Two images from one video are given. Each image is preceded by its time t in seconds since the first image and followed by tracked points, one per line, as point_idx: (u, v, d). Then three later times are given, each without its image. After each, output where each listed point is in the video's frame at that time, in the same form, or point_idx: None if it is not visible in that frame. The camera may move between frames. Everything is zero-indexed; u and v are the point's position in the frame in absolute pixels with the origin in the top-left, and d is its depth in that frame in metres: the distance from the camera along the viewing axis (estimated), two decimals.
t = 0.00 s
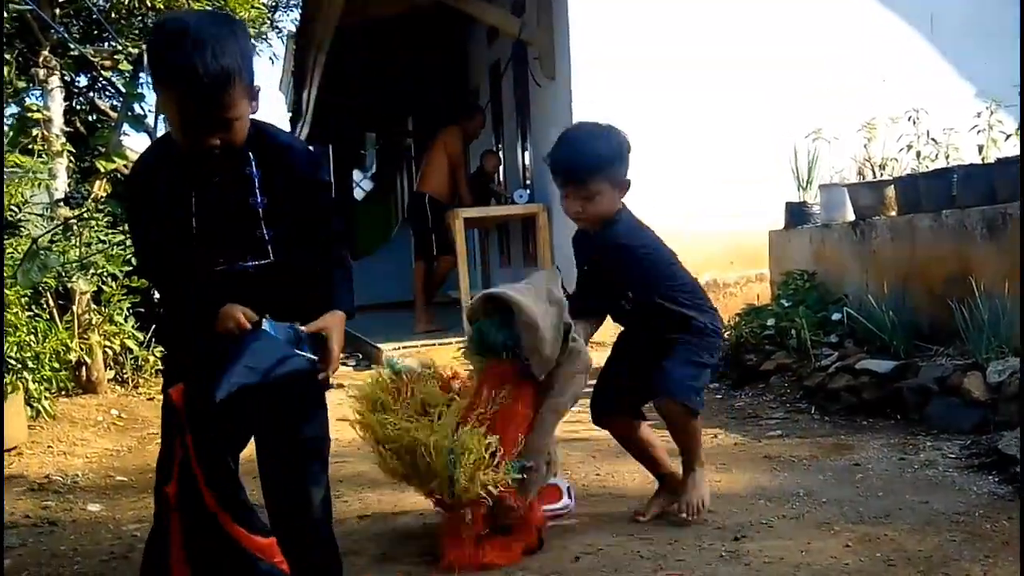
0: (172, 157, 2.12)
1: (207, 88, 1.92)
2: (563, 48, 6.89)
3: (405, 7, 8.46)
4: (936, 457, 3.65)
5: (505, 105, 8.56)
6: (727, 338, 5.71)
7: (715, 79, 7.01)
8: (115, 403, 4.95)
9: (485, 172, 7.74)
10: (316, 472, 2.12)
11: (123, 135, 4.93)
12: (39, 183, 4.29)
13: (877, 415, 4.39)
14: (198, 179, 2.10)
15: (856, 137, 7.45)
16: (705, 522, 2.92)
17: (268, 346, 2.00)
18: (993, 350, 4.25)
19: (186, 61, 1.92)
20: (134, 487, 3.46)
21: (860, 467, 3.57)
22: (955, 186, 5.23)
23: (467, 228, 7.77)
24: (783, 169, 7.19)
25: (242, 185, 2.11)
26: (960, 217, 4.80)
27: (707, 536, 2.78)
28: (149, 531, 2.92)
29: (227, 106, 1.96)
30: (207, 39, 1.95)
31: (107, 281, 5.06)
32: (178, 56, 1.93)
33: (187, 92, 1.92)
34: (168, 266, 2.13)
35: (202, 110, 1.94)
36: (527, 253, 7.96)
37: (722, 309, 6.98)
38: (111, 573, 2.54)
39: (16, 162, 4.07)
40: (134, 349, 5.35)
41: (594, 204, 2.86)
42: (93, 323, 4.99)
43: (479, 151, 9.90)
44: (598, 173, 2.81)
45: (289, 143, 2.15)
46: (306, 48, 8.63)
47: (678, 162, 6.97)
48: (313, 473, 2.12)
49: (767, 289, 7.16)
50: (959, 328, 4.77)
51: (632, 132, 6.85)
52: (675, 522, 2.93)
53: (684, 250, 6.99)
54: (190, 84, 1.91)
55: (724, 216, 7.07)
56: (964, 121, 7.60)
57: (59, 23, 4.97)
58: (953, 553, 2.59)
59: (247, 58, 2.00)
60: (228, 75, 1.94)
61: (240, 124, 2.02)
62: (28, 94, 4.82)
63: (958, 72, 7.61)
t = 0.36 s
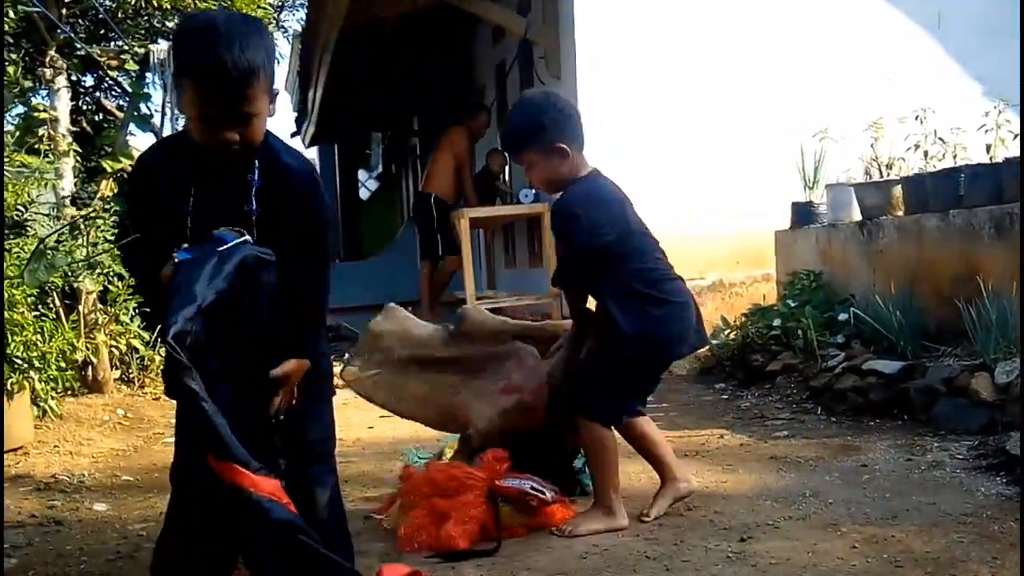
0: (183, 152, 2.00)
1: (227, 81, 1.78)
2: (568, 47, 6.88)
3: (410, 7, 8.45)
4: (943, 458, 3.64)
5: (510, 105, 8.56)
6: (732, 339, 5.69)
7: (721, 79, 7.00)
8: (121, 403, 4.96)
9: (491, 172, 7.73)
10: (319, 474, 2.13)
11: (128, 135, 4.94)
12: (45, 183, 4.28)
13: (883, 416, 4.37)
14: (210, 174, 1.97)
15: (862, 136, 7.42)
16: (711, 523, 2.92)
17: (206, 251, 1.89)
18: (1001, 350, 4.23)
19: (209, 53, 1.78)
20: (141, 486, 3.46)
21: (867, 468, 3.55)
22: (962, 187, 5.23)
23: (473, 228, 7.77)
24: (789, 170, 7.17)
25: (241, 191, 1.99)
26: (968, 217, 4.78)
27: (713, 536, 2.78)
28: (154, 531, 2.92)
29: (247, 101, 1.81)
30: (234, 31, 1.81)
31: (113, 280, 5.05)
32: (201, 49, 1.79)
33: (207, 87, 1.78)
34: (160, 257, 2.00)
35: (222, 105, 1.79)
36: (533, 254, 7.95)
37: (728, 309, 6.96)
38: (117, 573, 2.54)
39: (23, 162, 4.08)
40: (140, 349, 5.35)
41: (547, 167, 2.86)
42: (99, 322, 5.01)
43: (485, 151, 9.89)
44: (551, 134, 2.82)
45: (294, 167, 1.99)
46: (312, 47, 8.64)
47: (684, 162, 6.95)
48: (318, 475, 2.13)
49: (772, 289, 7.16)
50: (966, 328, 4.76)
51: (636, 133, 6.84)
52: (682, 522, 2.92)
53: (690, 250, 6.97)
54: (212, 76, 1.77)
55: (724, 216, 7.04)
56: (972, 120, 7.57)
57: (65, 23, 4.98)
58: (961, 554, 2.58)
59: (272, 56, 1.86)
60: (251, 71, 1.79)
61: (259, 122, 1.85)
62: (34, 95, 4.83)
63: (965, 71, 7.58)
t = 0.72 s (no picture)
0: (188, 145, 2.04)
1: (240, 52, 1.88)
2: (570, 48, 6.88)
3: (413, 8, 8.45)
4: (949, 458, 3.63)
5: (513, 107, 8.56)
6: (736, 339, 5.69)
7: (724, 80, 7.00)
8: (126, 405, 4.97)
9: (494, 173, 7.73)
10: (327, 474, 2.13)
11: (132, 137, 4.95)
12: (49, 188, 4.29)
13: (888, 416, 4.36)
14: (211, 155, 2.01)
15: (866, 136, 7.41)
16: (717, 523, 2.91)
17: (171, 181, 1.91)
18: (1005, 349, 4.23)
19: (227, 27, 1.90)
20: (145, 488, 3.47)
21: (872, 468, 3.55)
22: (965, 187, 5.24)
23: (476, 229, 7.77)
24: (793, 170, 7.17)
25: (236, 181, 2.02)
26: (972, 217, 4.78)
27: (718, 537, 2.77)
28: (159, 532, 2.94)
29: (256, 74, 1.89)
30: (254, 13, 1.93)
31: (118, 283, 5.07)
32: (219, 22, 1.91)
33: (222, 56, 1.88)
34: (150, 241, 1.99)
35: (234, 70, 1.88)
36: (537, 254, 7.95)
37: (732, 310, 6.88)
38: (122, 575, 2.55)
39: (26, 165, 4.09)
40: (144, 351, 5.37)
41: (533, 146, 2.89)
42: (103, 325, 5.01)
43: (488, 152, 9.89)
44: (534, 113, 2.86)
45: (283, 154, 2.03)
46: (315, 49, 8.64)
47: (687, 162, 6.95)
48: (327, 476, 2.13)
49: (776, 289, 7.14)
50: (970, 328, 4.76)
51: (640, 133, 6.84)
52: (687, 523, 2.92)
53: (693, 250, 6.96)
54: (227, 46, 1.88)
55: (724, 216, 7.03)
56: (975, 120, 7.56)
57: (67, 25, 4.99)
58: (967, 555, 2.57)
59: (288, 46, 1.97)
60: (263, 47, 1.90)
61: (265, 99, 1.93)
62: (37, 97, 4.83)
63: (969, 71, 7.57)
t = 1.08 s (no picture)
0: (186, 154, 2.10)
1: (208, 49, 1.92)
2: (572, 47, 6.88)
3: (414, 6, 8.45)
4: (952, 456, 3.62)
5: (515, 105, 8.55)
6: (738, 337, 5.69)
7: (726, 78, 7.00)
8: (128, 405, 4.98)
9: (496, 172, 7.73)
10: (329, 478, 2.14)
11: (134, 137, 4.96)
12: (51, 186, 4.28)
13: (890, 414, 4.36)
14: (212, 156, 2.06)
15: (868, 133, 7.40)
16: (720, 522, 2.90)
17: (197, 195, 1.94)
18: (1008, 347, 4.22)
19: (195, 31, 1.94)
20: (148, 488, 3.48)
21: (875, 466, 3.54)
22: (968, 184, 5.22)
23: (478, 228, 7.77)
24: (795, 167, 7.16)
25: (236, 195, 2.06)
26: (974, 215, 4.77)
27: (721, 536, 2.77)
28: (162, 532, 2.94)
29: (227, 72, 1.93)
30: (221, 11, 1.97)
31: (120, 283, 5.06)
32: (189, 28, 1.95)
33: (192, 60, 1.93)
34: (142, 244, 2.08)
35: (205, 69, 1.92)
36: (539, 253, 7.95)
37: (734, 308, 6.91)
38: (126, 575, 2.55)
39: (28, 166, 4.09)
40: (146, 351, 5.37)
41: (560, 153, 2.91)
42: (105, 325, 5.01)
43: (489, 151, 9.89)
44: (561, 120, 2.89)
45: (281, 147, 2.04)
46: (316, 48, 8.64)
47: (689, 160, 6.95)
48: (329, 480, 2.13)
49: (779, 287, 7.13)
50: (974, 325, 4.75)
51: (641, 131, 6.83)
52: (690, 522, 2.91)
53: (695, 248, 6.95)
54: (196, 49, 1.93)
55: (727, 214, 7.02)
56: (978, 117, 7.55)
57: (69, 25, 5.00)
58: (970, 553, 2.56)
59: (259, 42, 2.00)
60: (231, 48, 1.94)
61: (243, 94, 1.97)
62: (39, 97, 4.84)
63: (970, 68, 7.56)
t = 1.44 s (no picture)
0: (184, 153, 2.26)
1: (184, 53, 2.04)
2: (576, 48, 6.88)
3: (418, 8, 8.46)
4: (959, 456, 3.61)
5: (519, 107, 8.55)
6: (744, 337, 5.68)
7: (730, 78, 6.99)
8: (134, 408, 4.99)
9: (500, 174, 7.73)
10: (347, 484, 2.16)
11: (138, 141, 4.96)
12: (57, 190, 4.30)
13: (897, 414, 4.35)
14: (207, 157, 2.22)
15: (873, 132, 7.39)
16: (726, 522, 2.90)
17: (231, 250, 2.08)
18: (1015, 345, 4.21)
19: (172, 36, 2.05)
20: (154, 490, 3.49)
21: (882, 466, 3.53)
22: (974, 183, 5.21)
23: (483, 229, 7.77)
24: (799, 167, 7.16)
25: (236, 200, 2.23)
26: (980, 214, 4.76)
27: (728, 536, 2.77)
28: (169, 536, 2.94)
29: (208, 68, 2.06)
30: (190, 16, 2.10)
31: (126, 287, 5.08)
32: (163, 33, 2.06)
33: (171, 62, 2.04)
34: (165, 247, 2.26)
35: (184, 73, 2.05)
36: (543, 255, 7.95)
37: (739, 308, 6.90)
38: None
39: (33, 171, 4.11)
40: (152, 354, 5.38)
41: (553, 147, 2.92)
42: (111, 329, 5.03)
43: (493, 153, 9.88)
44: (560, 113, 2.89)
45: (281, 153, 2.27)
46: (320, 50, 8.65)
47: (693, 161, 6.94)
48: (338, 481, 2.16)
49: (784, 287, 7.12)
50: (980, 324, 4.74)
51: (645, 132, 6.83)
52: (697, 523, 2.91)
53: (700, 249, 6.94)
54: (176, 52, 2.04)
55: (733, 216, 7.02)
56: (984, 115, 7.52)
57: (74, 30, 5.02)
58: (979, 553, 2.55)
59: (233, 38, 2.13)
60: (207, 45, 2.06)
61: (228, 89, 2.10)
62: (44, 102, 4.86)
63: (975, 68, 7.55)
